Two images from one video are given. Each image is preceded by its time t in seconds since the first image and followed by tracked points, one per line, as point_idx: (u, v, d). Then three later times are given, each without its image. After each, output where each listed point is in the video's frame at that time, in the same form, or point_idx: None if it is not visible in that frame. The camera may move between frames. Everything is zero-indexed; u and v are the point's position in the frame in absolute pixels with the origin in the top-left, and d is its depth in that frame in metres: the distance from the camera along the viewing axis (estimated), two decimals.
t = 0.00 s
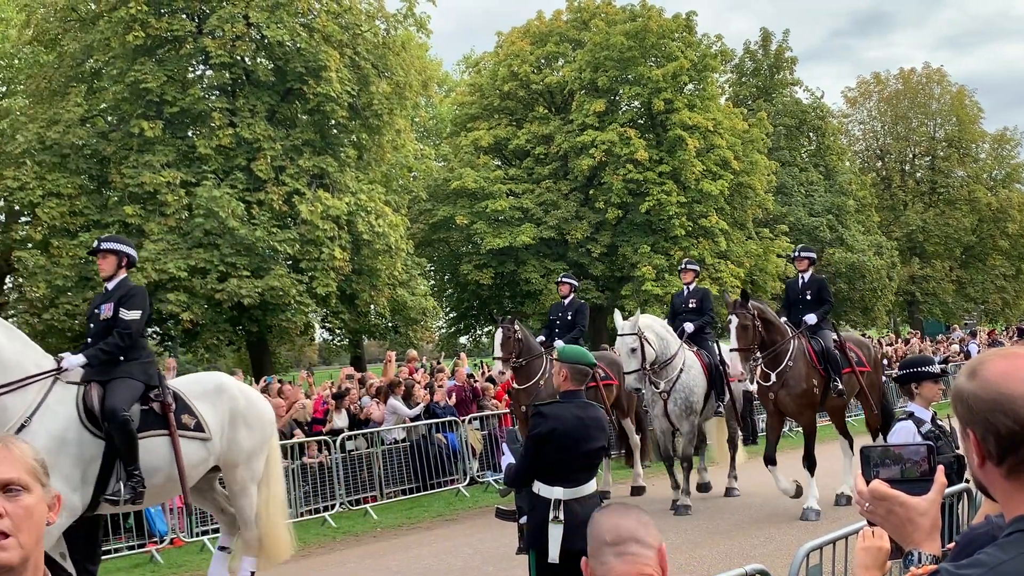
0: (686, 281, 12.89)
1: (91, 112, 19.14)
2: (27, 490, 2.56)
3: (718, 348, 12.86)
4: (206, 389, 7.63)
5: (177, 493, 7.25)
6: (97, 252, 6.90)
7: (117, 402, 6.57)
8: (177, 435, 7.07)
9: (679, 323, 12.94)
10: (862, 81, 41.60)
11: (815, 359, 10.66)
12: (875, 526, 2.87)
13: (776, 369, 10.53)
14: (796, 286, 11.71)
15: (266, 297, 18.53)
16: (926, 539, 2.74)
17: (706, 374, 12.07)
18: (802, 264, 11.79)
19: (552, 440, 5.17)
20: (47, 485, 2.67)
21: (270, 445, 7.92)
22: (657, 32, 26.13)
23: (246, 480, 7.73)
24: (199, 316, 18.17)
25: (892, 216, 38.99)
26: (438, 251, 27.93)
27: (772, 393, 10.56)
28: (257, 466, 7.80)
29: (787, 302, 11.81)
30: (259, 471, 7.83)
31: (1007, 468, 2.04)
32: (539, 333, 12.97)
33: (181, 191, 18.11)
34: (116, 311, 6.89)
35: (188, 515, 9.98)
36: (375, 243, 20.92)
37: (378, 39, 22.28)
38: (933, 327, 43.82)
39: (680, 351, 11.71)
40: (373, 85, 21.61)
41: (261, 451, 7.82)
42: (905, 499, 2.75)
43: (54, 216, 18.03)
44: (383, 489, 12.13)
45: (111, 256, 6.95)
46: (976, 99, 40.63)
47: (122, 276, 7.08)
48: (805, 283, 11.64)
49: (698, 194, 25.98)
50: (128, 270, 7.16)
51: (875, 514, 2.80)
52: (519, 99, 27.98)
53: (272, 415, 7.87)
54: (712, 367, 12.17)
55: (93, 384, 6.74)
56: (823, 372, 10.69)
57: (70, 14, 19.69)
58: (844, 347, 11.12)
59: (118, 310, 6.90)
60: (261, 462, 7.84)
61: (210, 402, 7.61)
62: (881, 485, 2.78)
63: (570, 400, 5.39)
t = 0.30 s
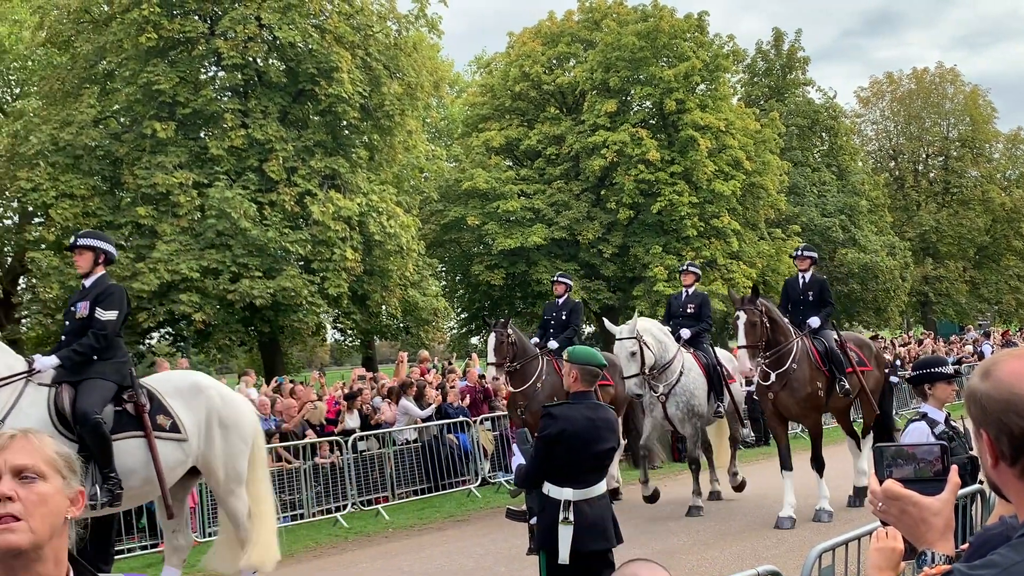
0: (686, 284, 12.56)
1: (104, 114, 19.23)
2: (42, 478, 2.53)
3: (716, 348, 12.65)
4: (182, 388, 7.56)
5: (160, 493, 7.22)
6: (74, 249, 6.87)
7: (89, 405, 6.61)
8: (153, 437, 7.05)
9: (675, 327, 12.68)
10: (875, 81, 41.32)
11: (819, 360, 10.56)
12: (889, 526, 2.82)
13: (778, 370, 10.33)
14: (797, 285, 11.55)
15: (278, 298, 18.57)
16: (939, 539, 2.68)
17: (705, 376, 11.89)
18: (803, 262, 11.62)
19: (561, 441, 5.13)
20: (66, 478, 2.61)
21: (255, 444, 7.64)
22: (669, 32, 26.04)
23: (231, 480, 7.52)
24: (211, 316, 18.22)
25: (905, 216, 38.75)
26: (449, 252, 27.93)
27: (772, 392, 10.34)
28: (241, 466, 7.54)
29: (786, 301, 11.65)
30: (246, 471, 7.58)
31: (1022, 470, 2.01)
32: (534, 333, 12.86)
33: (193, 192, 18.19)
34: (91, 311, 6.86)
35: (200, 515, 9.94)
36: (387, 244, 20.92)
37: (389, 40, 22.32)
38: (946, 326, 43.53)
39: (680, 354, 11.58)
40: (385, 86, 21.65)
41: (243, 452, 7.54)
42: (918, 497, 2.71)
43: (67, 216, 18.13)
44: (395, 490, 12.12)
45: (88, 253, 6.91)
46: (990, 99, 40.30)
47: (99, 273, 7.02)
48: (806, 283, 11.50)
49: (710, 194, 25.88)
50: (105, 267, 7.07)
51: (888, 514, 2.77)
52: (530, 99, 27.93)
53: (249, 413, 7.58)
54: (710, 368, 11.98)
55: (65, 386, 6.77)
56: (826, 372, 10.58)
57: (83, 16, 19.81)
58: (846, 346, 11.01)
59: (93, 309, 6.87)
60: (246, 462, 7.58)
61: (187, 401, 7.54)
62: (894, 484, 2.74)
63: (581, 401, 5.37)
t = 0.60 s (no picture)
0: (683, 284, 12.27)
1: (119, 114, 19.35)
2: (61, 472, 2.51)
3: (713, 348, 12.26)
4: (157, 392, 7.33)
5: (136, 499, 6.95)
6: (50, 248, 6.71)
7: (62, 410, 6.48)
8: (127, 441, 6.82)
9: (673, 327, 12.33)
10: (890, 80, 40.99)
11: (821, 363, 10.23)
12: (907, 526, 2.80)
13: (781, 373, 9.97)
14: (799, 285, 11.18)
15: (292, 297, 18.62)
16: (957, 539, 2.65)
17: (703, 379, 11.57)
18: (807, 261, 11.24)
19: (574, 442, 5.10)
20: (88, 473, 2.57)
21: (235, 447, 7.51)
22: (683, 31, 25.95)
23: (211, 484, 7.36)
24: (226, 316, 18.29)
25: (920, 216, 38.48)
26: (462, 252, 27.93)
27: (774, 397, 10.00)
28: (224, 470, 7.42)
29: (788, 301, 11.31)
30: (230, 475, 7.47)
31: None
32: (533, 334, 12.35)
33: (208, 192, 18.27)
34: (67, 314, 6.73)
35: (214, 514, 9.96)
36: (400, 244, 20.93)
37: (403, 40, 22.37)
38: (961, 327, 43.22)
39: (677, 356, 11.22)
40: (399, 87, 21.70)
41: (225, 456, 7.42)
42: (935, 497, 2.67)
43: (82, 217, 18.26)
44: (408, 489, 12.10)
45: (65, 253, 6.76)
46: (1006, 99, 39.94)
47: (75, 275, 6.90)
48: (809, 283, 11.13)
49: (724, 195, 25.79)
50: (83, 268, 6.96)
51: (905, 514, 2.73)
52: (543, 99, 27.88)
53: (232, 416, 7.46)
54: (708, 371, 11.66)
55: (37, 389, 6.60)
56: (829, 376, 10.28)
57: (99, 16, 19.94)
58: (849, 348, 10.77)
59: (69, 312, 6.73)
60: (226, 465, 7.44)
61: (163, 405, 7.32)
62: (911, 483, 2.70)
63: (593, 401, 5.34)
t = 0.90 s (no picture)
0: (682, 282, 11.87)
1: (135, 115, 19.47)
2: (77, 471, 2.51)
3: (718, 346, 11.95)
4: (136, 390, 7.16)
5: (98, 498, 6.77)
6: (27, 246, 6.51)
7: (45, 410, 6.31)
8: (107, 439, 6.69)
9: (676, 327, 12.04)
10: (906, 79, 40.54)
11: (826, 362, 9.88)
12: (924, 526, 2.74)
13: (784, 372, 9.60)
14: (807, 285, 10.85)
15: (307, 296, 18.66)
16: (976, 539, 2.59)
17: (707, 378, 11.26)
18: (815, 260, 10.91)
19: (589, 441, 5.06)
20: (103, 472, 2.59)
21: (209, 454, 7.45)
22: (697, 30, 25.82)
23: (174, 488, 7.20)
24: (241, 315, 18.37)
25: (936, 216, 38.15)
26: (476, 252, 27.90)
27: (778, 396, 9.62)
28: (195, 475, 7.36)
29: (797, 303, 10.94)
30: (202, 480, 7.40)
31: None
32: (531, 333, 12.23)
33: (223, 192, 18.37)
34: (47, 313, 6.53)
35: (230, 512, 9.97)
36: (415, 244, 20.93)
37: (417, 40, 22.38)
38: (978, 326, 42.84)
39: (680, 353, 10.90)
40: (413, 87, 21.73)
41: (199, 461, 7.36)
42: (954, 497, 2.61)
43: (99, 217, 18.40)
44: (423, 488, 12.08)
45: (41, 251, 6.57)
46: None
47: (54, 273, 6.71)
48: (816, 281, 10.76)
49: (739, 194, 25.66)
50: (61, 266, 6.78)
51: (924, 512, 2.66)
52: (558, 99, 27.79)
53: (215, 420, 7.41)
54: (713, 370, 11.39)
55: (17, 389, 6.41)
56: (834, 376, 9.93)
57: (115, 17, 20.08)
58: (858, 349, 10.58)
59: (50, 311, 6.54)
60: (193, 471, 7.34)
61: (141, 404, 7.16)
62: (931, 483, 2.63)
63: (609, 401, 5.30)
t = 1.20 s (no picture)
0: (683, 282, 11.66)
1: (150, 115, 19.56)
2: (89, 474, 2.52)
3: (719, 345, 11.68)
4: (108, 398, 6.55)
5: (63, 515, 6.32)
6: None
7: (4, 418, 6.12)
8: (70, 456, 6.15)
9: (677, 326, 11.74)
10: (921, 77, 40.19)
11: (829, 362, 9.73)
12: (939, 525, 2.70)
13: (787, 373, 9.45)
14: (810, 283, 10.60)
15: (321, 296, 18.72)
16: (991, 539, 2.55)
17: (709, 378, 10.99)
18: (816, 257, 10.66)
19: (602, 441, 5.03)
20: (109, 475, 2.58)
21: (188, 462, 6.84)
22: (710, 29, 25.71)
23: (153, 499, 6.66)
24: (255, 315, 18.44)
25: (951, 214, 37.86)
26: (489, 251, 27.89)
27: (782, 399, 9.46)
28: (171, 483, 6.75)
29: (799, 301, 10.68)
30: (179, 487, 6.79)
31: None
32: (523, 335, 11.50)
33: (237, 192, 18.45)
34: (13, 316, 6.41)
35: (245, 512, 9.97)
36: (428, 243, 20.95)
37: (430, 40, 22.41)
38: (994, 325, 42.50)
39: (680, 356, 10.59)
40: (425, 86, 21.76)
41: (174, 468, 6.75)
42: (969, 497, 2.58)
43: (114, 216, 18.50)
44: (437, 487, 12.08)
45: (13, 253, 6.48)
46: None
47: (25, 276, 6.60)
48: (820, 279, 10.51)
49: (753, 193, 25.54)
50: (35, 270, 6.69)
51: (939, 513, 2.63)
52: (571, 98, 27.73)
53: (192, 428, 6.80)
54: (713, 370, 11.09)
55: None
56: (838, 376, 9.78)
57: (129, 18, 20.20)
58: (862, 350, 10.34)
59: (16, 315, 6.42)
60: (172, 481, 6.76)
61: (113, 412, 6.55)
62: (946, 483, 2.59)
63: (623, 400, 5.28)
